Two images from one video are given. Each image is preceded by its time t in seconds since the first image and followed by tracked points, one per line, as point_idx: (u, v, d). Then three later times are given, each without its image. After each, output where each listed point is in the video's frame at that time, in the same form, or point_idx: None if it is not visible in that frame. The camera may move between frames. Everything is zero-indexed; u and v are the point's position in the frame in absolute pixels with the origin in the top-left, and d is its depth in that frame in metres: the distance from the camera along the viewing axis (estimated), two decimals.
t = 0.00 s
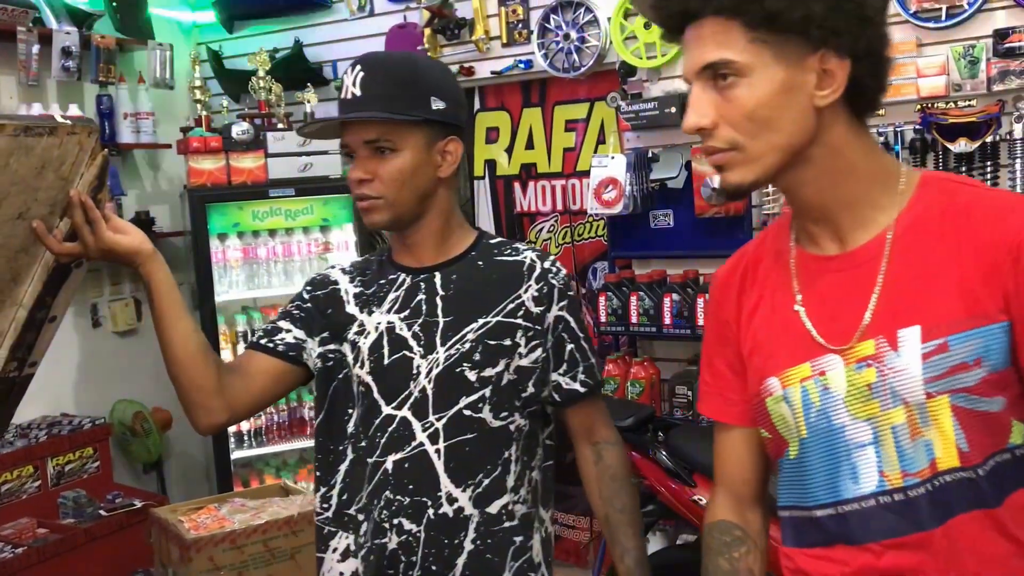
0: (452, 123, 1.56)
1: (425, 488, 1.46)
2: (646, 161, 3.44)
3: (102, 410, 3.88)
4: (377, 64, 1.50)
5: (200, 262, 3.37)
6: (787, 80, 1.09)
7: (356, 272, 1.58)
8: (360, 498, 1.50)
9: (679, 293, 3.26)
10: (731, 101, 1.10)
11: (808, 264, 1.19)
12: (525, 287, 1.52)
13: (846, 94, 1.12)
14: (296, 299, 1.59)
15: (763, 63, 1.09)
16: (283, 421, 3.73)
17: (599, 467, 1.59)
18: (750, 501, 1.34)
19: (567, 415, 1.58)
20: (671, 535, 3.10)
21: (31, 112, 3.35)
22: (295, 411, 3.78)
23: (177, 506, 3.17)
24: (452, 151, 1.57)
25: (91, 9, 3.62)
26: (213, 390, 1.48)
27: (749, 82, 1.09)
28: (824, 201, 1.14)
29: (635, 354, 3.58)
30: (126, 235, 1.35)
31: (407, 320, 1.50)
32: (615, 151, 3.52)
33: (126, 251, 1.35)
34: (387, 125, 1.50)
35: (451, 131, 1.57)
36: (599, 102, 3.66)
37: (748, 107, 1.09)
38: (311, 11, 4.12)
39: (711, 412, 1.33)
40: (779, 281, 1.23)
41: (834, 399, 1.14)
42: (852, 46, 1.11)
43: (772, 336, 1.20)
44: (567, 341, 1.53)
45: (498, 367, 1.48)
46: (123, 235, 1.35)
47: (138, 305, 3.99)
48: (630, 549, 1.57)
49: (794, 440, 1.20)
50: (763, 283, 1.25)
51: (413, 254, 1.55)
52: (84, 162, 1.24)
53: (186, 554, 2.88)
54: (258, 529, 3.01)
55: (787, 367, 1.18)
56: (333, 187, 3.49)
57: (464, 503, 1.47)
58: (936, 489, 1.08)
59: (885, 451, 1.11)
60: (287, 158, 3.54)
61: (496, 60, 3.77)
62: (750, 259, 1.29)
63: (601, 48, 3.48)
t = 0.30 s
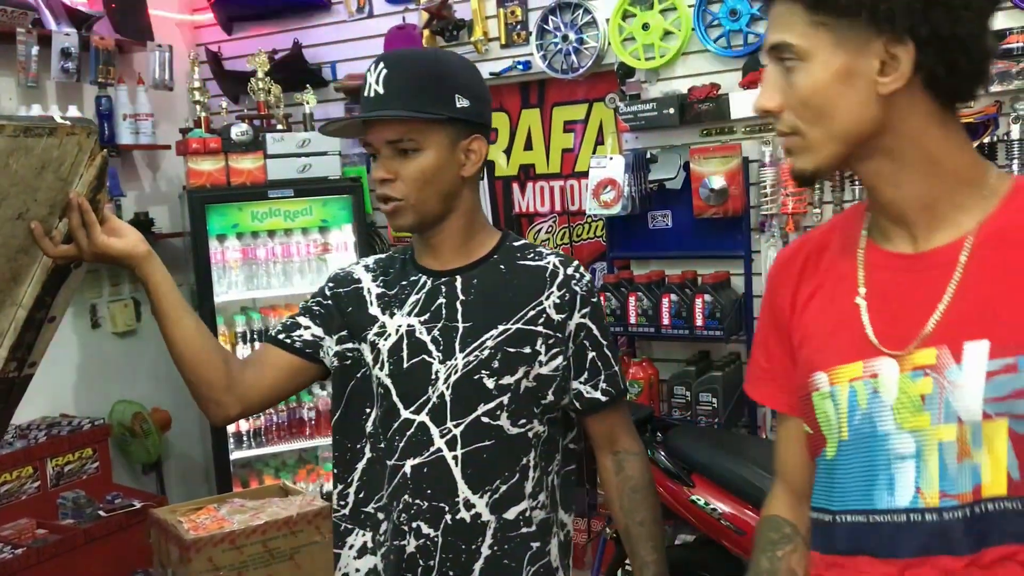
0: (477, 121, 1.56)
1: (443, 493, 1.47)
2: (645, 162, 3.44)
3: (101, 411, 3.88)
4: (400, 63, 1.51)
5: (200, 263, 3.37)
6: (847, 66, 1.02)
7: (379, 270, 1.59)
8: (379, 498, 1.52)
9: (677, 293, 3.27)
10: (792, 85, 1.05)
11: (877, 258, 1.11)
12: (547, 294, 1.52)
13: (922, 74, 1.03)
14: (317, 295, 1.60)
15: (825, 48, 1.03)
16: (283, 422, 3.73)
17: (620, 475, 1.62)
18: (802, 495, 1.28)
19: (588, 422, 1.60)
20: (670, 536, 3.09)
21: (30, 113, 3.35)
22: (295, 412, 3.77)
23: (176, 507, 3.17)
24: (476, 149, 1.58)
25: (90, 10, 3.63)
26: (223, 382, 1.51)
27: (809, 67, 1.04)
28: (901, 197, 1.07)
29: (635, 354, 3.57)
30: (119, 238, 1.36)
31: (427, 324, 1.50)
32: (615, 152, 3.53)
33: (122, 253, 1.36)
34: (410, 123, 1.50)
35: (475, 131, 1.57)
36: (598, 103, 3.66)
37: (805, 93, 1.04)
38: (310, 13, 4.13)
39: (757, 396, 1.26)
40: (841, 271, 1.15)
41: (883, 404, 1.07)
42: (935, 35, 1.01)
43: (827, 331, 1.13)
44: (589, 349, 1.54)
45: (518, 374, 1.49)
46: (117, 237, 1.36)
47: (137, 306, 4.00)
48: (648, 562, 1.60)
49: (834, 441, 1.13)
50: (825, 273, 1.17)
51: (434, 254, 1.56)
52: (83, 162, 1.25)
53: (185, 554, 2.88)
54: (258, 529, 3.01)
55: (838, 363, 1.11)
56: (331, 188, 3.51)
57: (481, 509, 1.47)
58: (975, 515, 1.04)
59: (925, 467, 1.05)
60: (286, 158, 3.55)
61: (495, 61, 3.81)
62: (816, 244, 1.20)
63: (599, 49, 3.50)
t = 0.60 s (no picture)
0: (484, 120, 1.56)
1: (448, 496, 1.46)
2: (643, 163, 3.43)
3: (100, 413, 3.88)
4: (407, 60, 1.51)
5: (198, 265, 3.37)
6: (895, 67, 1.03)
7: (382, 273, 1.59)
8: (382, 501, 1.52)
9: (676, 295, 3.27)
10: (840, 82, 1.06)
11: (918, 261, 1.10)
12: (553, 298, 1.52)
13: (973, 79, 1.01)
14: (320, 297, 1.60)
15: (871, 49, 1.04)
16: (281, 423, 3.74)
17: (619, 481, 1.62)
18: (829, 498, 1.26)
19: (591, 427, 1.60)
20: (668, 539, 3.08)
21: (28, 114, 3.35)
22: (293, 413, 3.77)
23: (174, 508, 3.17)
24: (482, 149, 1.57)
25: (89, 12, 3.64)
26: (225, 384, 1.49)
27: (855, 66, 1.05)
28: (947, 201, 1.06)
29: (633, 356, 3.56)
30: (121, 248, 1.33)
31: (432, 327, 1.50)
32: (613, 153, 3.53)
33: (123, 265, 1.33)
34: (415, 120, 1.51)
35: (481, 130, 1.57)
36: (597, 104, 3.66)
37: (850, 92, 1.04)
38: (309, 14, 4.13)
39: (787, 396, 1.24)
40: (881, 272, 1.13)
41: (913, 409, 1.05)
42: (988, 42, 1.00)
43: (861, 331, 1.11)
44: (592, 354, 1.54)
45: (522, 379, 1.49)
46: (120, 249, 1.33)
47: (135, 308, 4.00)
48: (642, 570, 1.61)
49: (859, 445, 1.11)
50: (865, 273, 1.15)
51: (437, 255, 1.57)
52: (85, 175, 1.24)
53: (183, 555, 2.88)
54: (256, 530, 3.01)
55: (871, 364, 1.09)
56: (330, 190, 3.52)
57: (486, 512, 1.47)
58: (1000, 533, 1.00)
59: (954, 478, 1.02)
60: (285, 159, 3.54)
61: (493, 62, 3.81)
62: (858, 244, 1.19)
63: (597, 50, 3.50)
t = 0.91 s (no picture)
0: (479, 122, 1.57)
1: (448, 498, 1.47)
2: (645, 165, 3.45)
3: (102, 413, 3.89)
4: (403, 63, 1.52)
5: (200, 265, 3.38)
6: (909, 64, 1.01)
7: (376, 280, 1.58)
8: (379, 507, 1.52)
9: (677, 296, 3.27)
10: (851, 78, 1.04)
11: (927, 265, 1.10)
12: (549, 298, 1.53)
13: (989, 77, 1.00)
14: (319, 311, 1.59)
15: (885, 45, 1.02)
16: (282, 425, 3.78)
17: (616, 480, 1.63)
18: (842, 499, 1.27)
19: (588, 426, 1.61)
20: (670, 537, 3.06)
21: (30, 116, 3.38)
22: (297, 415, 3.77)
23: (176, 509, 3.18)
24: (476, 151, 1.59)
25: (92, 14, 3.65)
26: (253, 424, 1.48)
27: (867, 62, 1.03)
28: (956, 205, 1.05)
29: (634, 357, 3.58)
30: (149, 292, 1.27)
31: (430, 330, 1.50)
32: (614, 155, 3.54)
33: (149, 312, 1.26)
34: (410, 122, 1.52)
35: (475, 131, 1.58)
36: (598, 105, 3.66)
37: (862, 88, 1.03)
38: (310, 15, 4.14)
39: (803, 397, 1.26)
40: (892, 275, 1.14)
41: (920, 415, 1.06)
42: (1008, 39, 0.98)
43: (870, 336, 1.12)
44: (590, 354, 1.55)
45: (521, 380, 1.49)
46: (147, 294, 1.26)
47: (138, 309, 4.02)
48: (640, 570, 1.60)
49: (867, 449, 1.12)
50: (876, 276, 1.16)
51: (433, 258, 1.57)
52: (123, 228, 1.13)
53: (185, 556, 2.88)
54: (257, 531, 3.01)
55: (880, 368, 1.10)
56: (333, 192, 3.52)
57: (486, 514, 1.47)
58: (1004, 541, 1.00)
59: (958, 484, 1.03)
60: (287, 161, 3.55)
61: (495, 64, 3.82)
62: (871, 246, 1.20)
63: (598, 52, 3.51)
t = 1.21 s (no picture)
0: (475, 121, 1.56)
1: (455, 497, 1.46)
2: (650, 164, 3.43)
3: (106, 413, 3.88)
4: (397, 64, 1.51)
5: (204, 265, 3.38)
6: (931, 61, 0.99)
7: (373, 291, 1.57)
8: (384, 511, 1.51)
9: (683, 296, 3.26)
10: (870, 79, 1.03)
11: (943, 263, 1.09)
12: (553, 294, 1.52)
13: (1012, 72, 0.99)
14: (326, 335, 1.58)
15: (904, 42, 1.01)
16: (286, 424, 3.80)
17: (621, 474, 1.62)
18: (857, 501, 1.26)
19: (591, 421, 1.61)
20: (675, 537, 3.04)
21: (34, 115, 3.36)
22: (298, 414, 3.84)
23: (180, 509, 3.17)
24: (474, 150, 1.58)
25: (96, 13, 3.64)
26: (332, 472, 1.53)
27: (888, 60, 1.01)
28: (977, 204, 1.04)
29: (639, 357, 3.57)
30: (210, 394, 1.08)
31: (434, 330, 1.49)
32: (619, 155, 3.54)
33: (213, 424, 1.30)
34: (407, 123, 1.51)
35: (471, 130, 1.57)
36: (603, 105, 3.66)
37: (883, 87, 1.01)
38: (314, 15, 4.13)
39: (816, 397, 1.25)
40: (907, 273, 1.13)
41: (941, 415, 1.05)
42: None
43: (887, 336, 1.11)
44: (594, 348, 1.55)
45: (528, 376, 1.49)
46: (212, 405, 1.30)
47: (141, 309, 4.02)
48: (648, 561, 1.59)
49: (885, 450, 1.11)
50: (890, 274, 1.15)
51: (432, 260, 1.56)
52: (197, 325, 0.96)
53: (190, 556, 2.87)
54: (263, 531, 3.01)
55: (898, 368, 1.09)
56: (338, 191, 3.50)
57: (494, 513, 1.46)
58: None
59: (983, 483, 1.02)
60: (290, 162, 3.55)
61: (499, 63, 3.81)
62: (882, 244, 1.18)
63: (604, 51, 3.50)
